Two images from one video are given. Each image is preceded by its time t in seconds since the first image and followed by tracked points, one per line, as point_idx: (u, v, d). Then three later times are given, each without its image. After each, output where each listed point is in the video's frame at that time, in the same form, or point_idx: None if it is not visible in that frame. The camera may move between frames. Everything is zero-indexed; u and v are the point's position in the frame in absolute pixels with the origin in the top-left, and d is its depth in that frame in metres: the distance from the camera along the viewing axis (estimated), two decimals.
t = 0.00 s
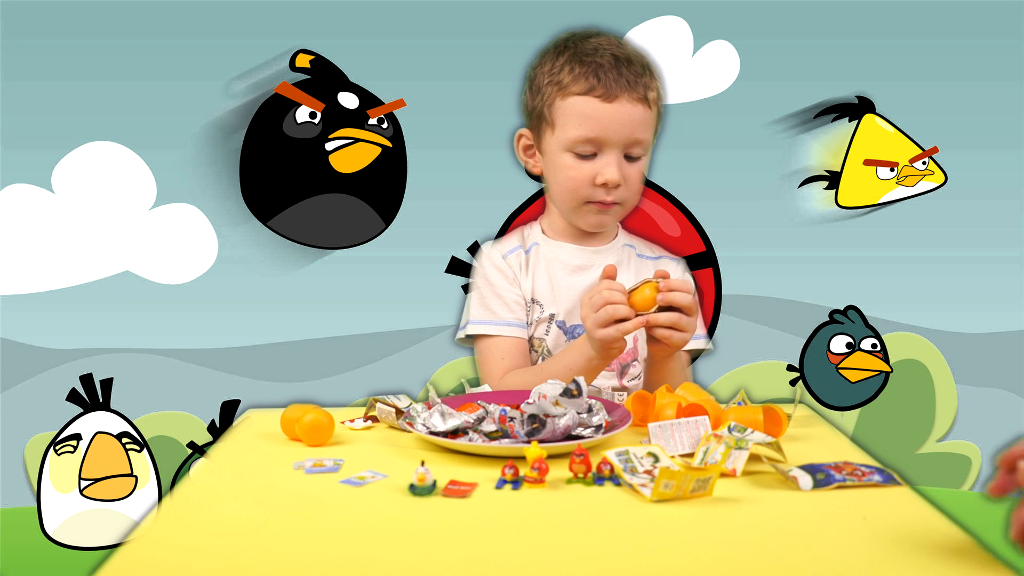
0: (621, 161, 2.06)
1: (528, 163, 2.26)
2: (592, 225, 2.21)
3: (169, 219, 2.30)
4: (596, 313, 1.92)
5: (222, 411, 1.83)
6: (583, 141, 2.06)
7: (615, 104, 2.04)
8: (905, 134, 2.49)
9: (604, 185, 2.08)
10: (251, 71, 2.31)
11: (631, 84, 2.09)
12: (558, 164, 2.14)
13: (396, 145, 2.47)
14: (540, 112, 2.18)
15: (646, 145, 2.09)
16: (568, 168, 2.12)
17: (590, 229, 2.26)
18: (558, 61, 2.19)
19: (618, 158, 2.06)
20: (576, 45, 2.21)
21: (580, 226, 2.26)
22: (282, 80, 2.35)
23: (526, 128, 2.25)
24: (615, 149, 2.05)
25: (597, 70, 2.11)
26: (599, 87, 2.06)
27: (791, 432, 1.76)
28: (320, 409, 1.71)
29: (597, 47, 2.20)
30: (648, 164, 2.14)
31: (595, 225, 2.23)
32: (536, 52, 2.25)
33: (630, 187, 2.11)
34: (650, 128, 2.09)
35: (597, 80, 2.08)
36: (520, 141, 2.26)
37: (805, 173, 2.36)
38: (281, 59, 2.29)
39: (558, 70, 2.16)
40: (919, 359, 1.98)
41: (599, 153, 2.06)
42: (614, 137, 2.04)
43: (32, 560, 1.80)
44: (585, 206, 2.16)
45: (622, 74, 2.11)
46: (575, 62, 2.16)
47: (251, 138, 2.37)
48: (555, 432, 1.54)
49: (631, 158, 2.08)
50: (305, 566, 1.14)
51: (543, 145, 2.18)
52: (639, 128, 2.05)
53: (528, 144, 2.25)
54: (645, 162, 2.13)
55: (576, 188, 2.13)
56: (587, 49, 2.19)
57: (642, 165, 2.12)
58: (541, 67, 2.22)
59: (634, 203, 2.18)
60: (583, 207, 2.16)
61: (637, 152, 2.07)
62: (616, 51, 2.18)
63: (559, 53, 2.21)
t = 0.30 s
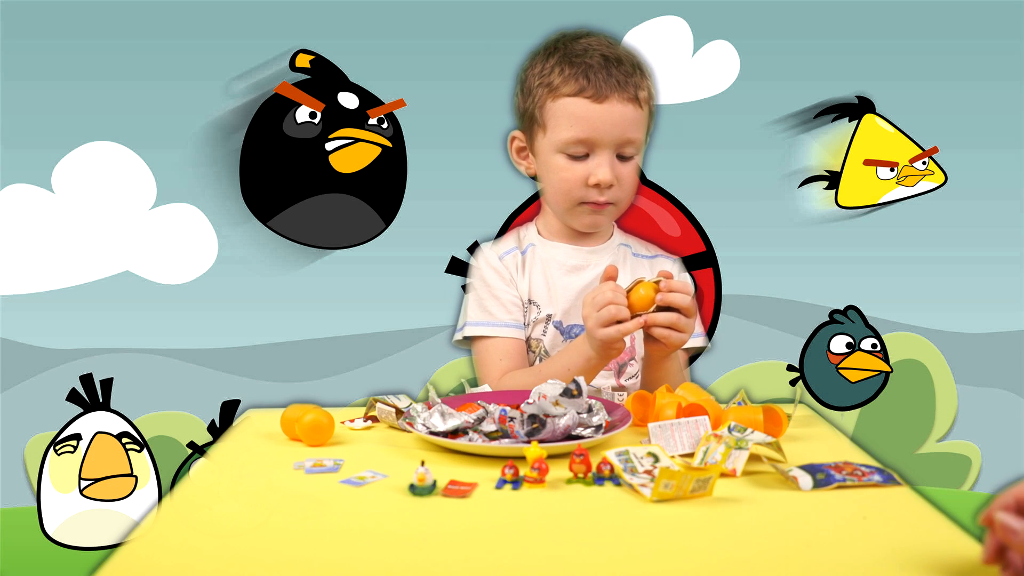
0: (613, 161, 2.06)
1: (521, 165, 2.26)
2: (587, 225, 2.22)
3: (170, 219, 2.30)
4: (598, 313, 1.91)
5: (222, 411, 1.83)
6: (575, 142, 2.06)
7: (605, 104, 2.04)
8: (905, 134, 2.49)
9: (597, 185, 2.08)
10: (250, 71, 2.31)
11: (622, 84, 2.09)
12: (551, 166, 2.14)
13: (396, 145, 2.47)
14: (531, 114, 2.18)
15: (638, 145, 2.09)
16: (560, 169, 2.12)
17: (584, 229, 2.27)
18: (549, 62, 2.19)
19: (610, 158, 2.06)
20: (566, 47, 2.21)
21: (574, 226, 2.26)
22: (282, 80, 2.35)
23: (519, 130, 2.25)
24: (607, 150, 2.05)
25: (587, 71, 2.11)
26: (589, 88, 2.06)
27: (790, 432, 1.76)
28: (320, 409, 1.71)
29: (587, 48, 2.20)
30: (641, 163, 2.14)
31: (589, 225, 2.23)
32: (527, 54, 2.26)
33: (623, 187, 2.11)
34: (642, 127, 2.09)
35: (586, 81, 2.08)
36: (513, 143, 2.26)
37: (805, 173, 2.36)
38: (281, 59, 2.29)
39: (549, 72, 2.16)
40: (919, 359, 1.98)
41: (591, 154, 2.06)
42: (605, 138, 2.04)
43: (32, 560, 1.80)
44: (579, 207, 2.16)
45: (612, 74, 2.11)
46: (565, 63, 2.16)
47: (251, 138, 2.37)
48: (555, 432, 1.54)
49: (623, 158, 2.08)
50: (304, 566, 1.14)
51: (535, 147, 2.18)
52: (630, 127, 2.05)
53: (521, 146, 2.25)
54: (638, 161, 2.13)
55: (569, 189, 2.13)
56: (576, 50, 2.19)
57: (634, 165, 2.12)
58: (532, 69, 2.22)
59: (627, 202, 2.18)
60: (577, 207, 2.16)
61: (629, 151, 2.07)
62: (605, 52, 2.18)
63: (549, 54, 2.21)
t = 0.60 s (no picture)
0: (612, 161, 2.06)
1: (520, 167, 2.26)
2: (586, 225, 2.22)
3: (169, 219, 2.30)
4: (598, 316, 1.92)
5: (222, 411, 1.83)
6: (574, 142, 2.06)
7: (603, 104, 2.04)
8: (905, 134, 2.49)
9: (597, 186, 2.08)
10: (250, 71, 2.31)
11: (619, 84, 2.09)
12: (550, 167, 2.14)
13: (396, 145, 2.47)
14: (530, 115, 2.18)
15: (637, 144, 2.09)
16: (560, 170, 2.12)
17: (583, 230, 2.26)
18: (546, 63, 2.19)
19: (609, 158, 2.06)
20: (563, 47, 2.21)
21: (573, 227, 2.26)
22: (282, 80, 2.35)
23: (517, 131, 2.25)
24: (606, 150, 2.05)
25: (585, 71, 2.11)
26: (587, 89, 2.06)
27: (790, 432, 1.76)
28: (320, 409, 1.71)
29: (584, 48, 2.20)
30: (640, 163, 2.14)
31: (588, 226, 2.23)
32: (524, 55, 2.26)
33: (622, 187, 2.11)
34: (640, 126, 2.09)
35: (584, 81, 2.08)
36: (512, 145, 2.26)
37: (805, 173, 2.36)
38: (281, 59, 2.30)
39: (546, 73, 2.16)
40: (919, 359, 1.97)
41: (590, 154, 2.06)
42: (604, 138, 2.04)
43: (32, 560, 1.80)
44: (578, 208, 2.16)
45: (610, 75, 2.11)
46: (562, 64, 2.16)
47: (252, 138, 2.37)
48: (555, 432, 1.54)
49: (622, 158, 2.08)
50: (304, 566, 1.14)
51: (534, 149, 2.18)
52: (628, 127, 2.05)
53: (520, 147, 2.25)
54: (636, 162, 2.13)
55: (569, 190, 2.13)
56: (574, 50, 2.19)
57: (633, 165, 2.12)
58: (529, 70, 2.22)
59: (626, 202, 2.18)
60: (576, 208, 2.16)
61: (628, 151, 2.07)
62: (602, 52, 2.18)
63: (546, 55, 2.21)
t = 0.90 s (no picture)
0: (615, 160, 2.06)
1: (522, 168, 2.26)
2: (589, 225, 2.22)
3: (169, 219, 2.30)
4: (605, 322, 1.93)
5: (222, 411, 1.82)
6: (576, 141, 2.06)
7: (606, 103, 2.04)
8: (905, 134, 2.49)
9: (600, 185, 2.08)
10: (250, 71, 2.31)
11: (621, 82, 2.10)
12: (552, 166, 2.13)
13: (396, 145, 2.47)
14: (532, 115, 2.18)
15: (639, 143, 2.09)
16: (562, 170, 2.12)
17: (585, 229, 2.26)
18: (547, 63, 2.19)
19: (612, 157, 2.06)
20: (563, 47, 2.21)
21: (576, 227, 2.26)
22: (283, 80, 2.35)
23: (519, 132, 2.25)
24: (608, 149, 2.05)
25: (586, 70, 2.11)
26: (589, 88, 2.06)
27: (790, 432, 1.76)
28: (320, 409, 1.71)
29: (585, 47, 2.20)
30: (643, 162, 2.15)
31: (591, 225, 2.22)
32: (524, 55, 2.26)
33: (625, 185, 2.11)
34: (643, 125, 2.09)
35: (586, 80, 2.08)
36: (514, 145, 2.26)
37: (805, 173, 2.36)
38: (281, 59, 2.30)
39: (547, 72, 2.17)
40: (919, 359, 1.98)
41: (593, 153, 2.06)
42: (607, 136, 2.04)
43: (32, 560, 1.80)
44: (581, 207, 2.15)
45: (611, 73, 2.12)
46: (564, 63, 2.16)
47: (252, 138, 2.37)
48: (555, 432, 1.54)
49: (624, 156, 2.08)
50: (304, 565, 1.14)
51: (536, 149, 2.18)
52: (631, 125, 2.05)
53: (521, 148, 2.25)
54: (639, 160, 2.13)
55: (571, 190, 2.12)
56: (574, 49, 2.19)
57: (636, 163, 2.12)
58: (530, 70, 2.22)
59: (629, 202, 2.18)
60: (579, 208, 2.16)
61: (630, 150, 2.07)
62: (603, 51, 2.18)
63: (547, 55, 2.21)
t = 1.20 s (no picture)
0: (620, 154, 2.06)
1: (525, 168, 2.26)
2: (594, 224, 2.21)
3: (169, 219, 2.30)
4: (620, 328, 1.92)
5: (222, 411, 1.82)
6: (582, 136, 2.07)
7: (610, 97, 2.05)
8: (905, 134, 2.48)
9: (606, 180, 2.08)
10: (250, 71, 2.31)
11: (623, 76, 2.11)
12: (557, 164, 2.13)
13: (396, 145, 2.47)
14: (534, 114, 2.18)
15: (643, 137, 2.10)
16: (567, 167, 2.11)
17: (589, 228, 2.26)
18: (547, 61, 2.19)
19: (617, 151, 2.06)
20: (563, 45, 2.21)
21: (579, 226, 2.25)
22: (282, 80, 2.35)
23: (521, 133, 2.25)
24: (614, 142, 2.06)
25: (588, 66, 2.12)
26: (592, 82, 2.07)
27: (791, 432, 1.76)
28: (320, 409, 1.71)
29: (585, 44, 2.21)
30: (647, 157, 2.15)
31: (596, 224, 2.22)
32: (524, 56, 2.26)
33: (631, 181, 2.11)
34: (646, 118, 2.10)
35: (588, 76, 2.09)
36: (516, 146, 2.26)
37: (805, 173, 2.36)
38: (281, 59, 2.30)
39: (548, 70, 2.17)
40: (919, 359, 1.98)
41: (599, 148, 2.06)
42: (612, 130, 2.05)
43: (32, 560, 1.80)
44: (587, 205, 2.15)
45: (613, 68, 2.13)
46: (565, 60, 2.16)
47: (251, 138, 2.37)
48: (555, 432, 1.54)
49: (629, 151, 2.08)
50: (305, 565, 1.14)
51: (539, 147, 2.18)
52: (635, 118, 2.06)
53: (524, 148, 2.25)
54: (643, 155, 2.13)
55: (577, 186, 2.12)
56: (575, 47, 2.20)
57: (640, 158, 2.12)
58: (531, 70, 2.22)
59: (634, 199, 2.18)
60: (585, 206, 2.15)
61: (635, 144, 2.08)
62: (604, 47, 2.19)
63: (547, 54, 2.21)
